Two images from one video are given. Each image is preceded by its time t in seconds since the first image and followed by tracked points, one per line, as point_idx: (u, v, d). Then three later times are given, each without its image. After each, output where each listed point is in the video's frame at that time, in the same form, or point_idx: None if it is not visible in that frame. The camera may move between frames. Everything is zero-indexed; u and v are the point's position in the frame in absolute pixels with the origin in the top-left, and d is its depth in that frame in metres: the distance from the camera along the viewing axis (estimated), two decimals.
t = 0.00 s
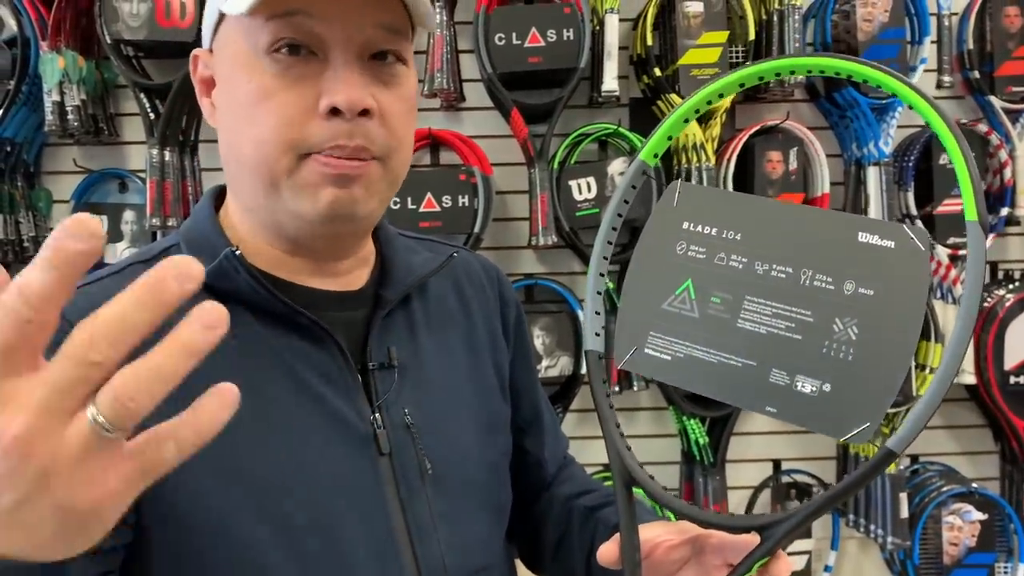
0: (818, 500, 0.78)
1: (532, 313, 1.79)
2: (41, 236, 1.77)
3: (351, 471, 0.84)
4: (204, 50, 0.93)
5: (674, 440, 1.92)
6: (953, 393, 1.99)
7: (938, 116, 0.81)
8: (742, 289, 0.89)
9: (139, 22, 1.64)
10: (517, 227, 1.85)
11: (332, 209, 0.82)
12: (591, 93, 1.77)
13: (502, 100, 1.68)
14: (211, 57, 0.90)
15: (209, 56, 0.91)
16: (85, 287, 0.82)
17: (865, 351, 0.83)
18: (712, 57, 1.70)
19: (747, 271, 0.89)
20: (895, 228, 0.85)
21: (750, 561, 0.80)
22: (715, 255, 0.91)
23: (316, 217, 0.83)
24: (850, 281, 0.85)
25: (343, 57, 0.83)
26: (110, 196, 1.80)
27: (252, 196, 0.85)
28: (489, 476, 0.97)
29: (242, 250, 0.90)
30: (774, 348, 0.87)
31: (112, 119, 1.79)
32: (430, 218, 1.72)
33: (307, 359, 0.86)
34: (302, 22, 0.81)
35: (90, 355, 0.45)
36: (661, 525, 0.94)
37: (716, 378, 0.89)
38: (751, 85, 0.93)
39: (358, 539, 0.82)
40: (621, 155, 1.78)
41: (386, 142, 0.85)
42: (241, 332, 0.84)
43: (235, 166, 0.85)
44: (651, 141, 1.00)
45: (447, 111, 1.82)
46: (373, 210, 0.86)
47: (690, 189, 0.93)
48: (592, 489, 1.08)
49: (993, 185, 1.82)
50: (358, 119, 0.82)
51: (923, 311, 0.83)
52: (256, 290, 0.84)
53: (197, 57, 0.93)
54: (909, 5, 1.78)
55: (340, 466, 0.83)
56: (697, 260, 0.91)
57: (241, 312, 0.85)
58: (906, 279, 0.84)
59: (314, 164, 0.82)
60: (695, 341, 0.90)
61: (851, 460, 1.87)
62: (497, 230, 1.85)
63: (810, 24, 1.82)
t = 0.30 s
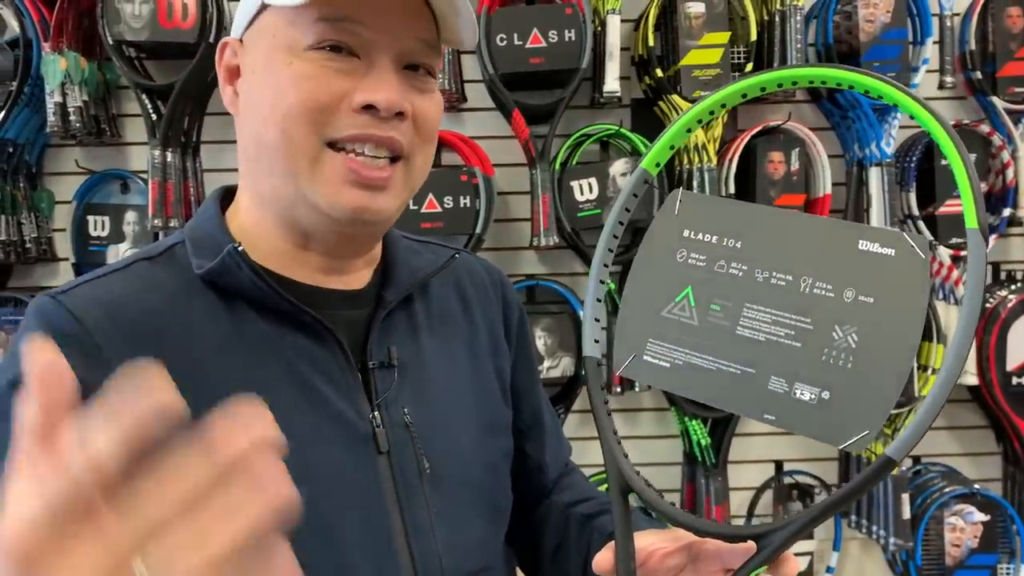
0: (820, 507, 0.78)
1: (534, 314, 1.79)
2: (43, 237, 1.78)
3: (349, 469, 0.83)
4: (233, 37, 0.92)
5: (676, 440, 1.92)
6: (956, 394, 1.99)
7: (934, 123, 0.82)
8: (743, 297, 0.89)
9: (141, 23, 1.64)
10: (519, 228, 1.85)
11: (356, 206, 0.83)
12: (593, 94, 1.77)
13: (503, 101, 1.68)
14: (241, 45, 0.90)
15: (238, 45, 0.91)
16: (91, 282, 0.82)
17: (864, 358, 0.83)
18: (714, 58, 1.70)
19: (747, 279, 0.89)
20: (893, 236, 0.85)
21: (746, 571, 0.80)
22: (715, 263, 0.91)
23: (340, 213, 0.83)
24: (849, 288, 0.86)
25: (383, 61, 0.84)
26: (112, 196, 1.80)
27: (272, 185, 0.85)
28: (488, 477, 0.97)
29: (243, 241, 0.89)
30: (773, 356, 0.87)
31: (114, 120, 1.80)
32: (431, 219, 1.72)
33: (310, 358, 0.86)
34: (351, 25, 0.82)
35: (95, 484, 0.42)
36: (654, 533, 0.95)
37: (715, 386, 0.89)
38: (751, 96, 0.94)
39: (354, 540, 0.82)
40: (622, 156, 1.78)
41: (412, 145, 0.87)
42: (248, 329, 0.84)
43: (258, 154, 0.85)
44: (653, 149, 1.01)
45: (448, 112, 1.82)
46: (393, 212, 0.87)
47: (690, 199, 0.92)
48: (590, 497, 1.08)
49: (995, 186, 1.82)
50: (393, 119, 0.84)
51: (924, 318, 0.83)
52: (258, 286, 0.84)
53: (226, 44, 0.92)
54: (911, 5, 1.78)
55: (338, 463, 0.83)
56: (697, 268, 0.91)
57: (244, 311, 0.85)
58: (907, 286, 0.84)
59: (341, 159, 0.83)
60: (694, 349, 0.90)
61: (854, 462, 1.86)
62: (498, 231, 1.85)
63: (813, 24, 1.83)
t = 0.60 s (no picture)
0: (823, 502, 0.78)
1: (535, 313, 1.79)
2: (45, 236, 1.79)
3: (349, 468, 0.83)
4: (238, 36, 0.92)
5: (677, 440, 1.92)
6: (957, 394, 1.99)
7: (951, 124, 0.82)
8: (759, 293, 0.89)
9: (143, 22, 1.64)
10: (520, 227, 1.85)
11: (363, 207, 0.83)
12: (595, 94, 1.77)
13: (506, 101, 1.68)
14: (247, 44, 0.90)
15: (243, 44, 0.91)
16: (96, 281, 0.82)
17: (877, 356, 0.83)
18: (716, 58, 1.70)
19: (764, 277, 0.89)
20: (909, 236, 0.84)
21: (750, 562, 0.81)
22: (733, 259, 0.91)
23: (347, 214, 0.84)
24: (864, 287, 0.85)
25: (390, 61, 0.84)
26: (114, 196, 1.80)
27: (281, 186, 0.85)
28: (492, 477, 0.97)
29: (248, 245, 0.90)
30: (787, 352, 0.86)
31: (116, 119, 1.80)
32: (433, 218, 1.72)
33: (313, 356, 0.86)
34: (356, 25, 0.82)
35: None
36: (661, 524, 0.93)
37: (727, 380, 0.89)
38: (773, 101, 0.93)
39: (357, 532, 0.82)
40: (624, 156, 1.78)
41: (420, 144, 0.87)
42: (251, 330, 0.85)
43: (266, 156, 0.85)
44: (675, 150, 1.02)
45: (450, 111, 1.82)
46: (400, 211, 0.87)
47: (712, 195, 0.93)
48: (593, 492, 1.08)
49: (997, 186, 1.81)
50: (400, 121, 0.84)
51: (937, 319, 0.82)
52: (264, 286, 0.84)
53: (231, 42, 0.92)
54: (913, 5, 1.78)
55: (339, 462, 0.83)
56: (714, 264, 0.92)
57: (247, 311, 0.85)
58: (923, 287, 0.83)
59: (347, 165, 0.83)
60: (708, 342, 0.90)
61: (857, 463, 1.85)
62: (500, 230, 1.85)
63: (815, 24, 1.82)
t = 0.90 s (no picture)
0: (822, 505, 0.78)
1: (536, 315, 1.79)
2: (47, 236, 1.79)
3: (355, 469, 0.83)
4: (241, 39, 0.92)
5: (678, 442, 1.92)
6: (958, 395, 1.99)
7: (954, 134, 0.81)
8: (759, 298, 0.89)
9: (145, 24, 1.65)
10: (521, 229, 1.85)
11: (367, 201, 0.83)
12: (596, 96, 1.77)
13: (506, 102, 1.68)
14: (250, 48, 0.90)
15: (246, 47, 0.91)
16: (100, 285, 0.83)
17: (877, 360, 0.83)
18: (717, 60, 1.70)
19: (763, 281, 0.89)
20: (909, 241, 0.84)
21: (751, 564, 0.80)
22: (733, 263, 0.91)
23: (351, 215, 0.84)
24: (864, 292, 0.85)
25: (393, 61, 0.84)
26: (116, 197, 1.80)
27: (285, 190, 0.85)
28: (496, 478, 0.97)
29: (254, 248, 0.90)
30: (786, 355, 0.87)
31: (118, 121, 1.80)
32: (434, 220, 1.72)
33: (317, 358, 0.86)
34: (361, 26, 0.82)
35: None
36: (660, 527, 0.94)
37: (727, 384, 0.89)
38: (774, 109, 0.94)
39: (361, 534, 0.82)
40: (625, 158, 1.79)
41: (424, 148, 0.87)
42: (256, 332, 0.85)
43: (272, 159, 0.85)
44: (675, 156, 1.02)
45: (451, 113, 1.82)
46: (402, 211, 0.87)
47: (711, 201, 0.94)
48: (594, 495, 1.08)
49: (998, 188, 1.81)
50: (404, 124, 0.83)
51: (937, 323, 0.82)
52: (270, 291, 0.84)
53: (234, 47, 0.93)
54: (913, 8, 1.78)
55: (344, 463, 0.83)
56: (714, 268, 0.92)
57: (252, 313, 0.86)
58: (923, 292, 0.83)
59: (354, 161, 0.82)
60: (708, 346, 0.90)
61: (856, 464, 1.85)
62: (501, 231, 1.85)
63: (816, 26, 1.82)
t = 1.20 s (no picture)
0: (824, 507, 0.78)
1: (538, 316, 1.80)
2: (49, 238, 1.79)
3: (363, 470, 0.83)
4: (233, 50, 0.93)
5: (680, 443, 1.92)
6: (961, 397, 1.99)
7: (960, 129, 0.82)
8: (764, 297, 0.89)
9: (147, 25, 1.65)
10: (523, 230, 1.85)
11: (378, 203, 0.84)
12: (598, 97, 1.77)
13: (508, 102, 1.68)
14: (245, 57, 0.90)
15: (240, 57, 0.91)
16: (113, 284, 0.83)
17: (882, 360, 0.83)
18: (719, 61, 1.70)
19: (768, 281, 0.89)
20: (915, 240, 0.85)
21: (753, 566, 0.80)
22: (738, 263, 0.91)
23: (363, 212, 0.84)
24: (869, 291, 0.85)
25: (392, 57, 0.84)
26: (118, 198, 1.80)
27: (294, 196, 0.86)
28: (504, 480, 0.97)
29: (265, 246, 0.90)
30: (791, 356, 0.87)
31: (120, 122, 1.80)
32: (436, 222, 1.72)
33: (326, 359, 0.86)
34: (357, 25, 0.82)
35: None
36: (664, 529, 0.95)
37: (731, 384, 0.88)
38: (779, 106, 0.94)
39: (370, 536, 0.82)
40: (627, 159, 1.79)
41: (431, 142, 0.87)
42: (267, 332, 0.85)
43: (276, 165, 0.86)
44: (680, 156, 1.02)
45: (454, 114, 1.82)
46: (414, 206, 0.87)
47: (717, 201, 0.93)
48: (600, 499, 1.08)
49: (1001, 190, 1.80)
50: (407, 118, 0.83)
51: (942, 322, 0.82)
52: (282, 293, 0.84)
53: (228, 57, 0.93)
54: (915, 9, 1.78)
55: (353, 466, 0.83)
56: (720, 269, 0.92)
57: (262, 314, 0.86)
58: (927, 291, 0.83)
59: (364, 163, 0.82)
60: (713, 346, 0.90)
61: (858, 466, 1.86)
62: (503, 233, 1.85)
63: (817, 27, 1.81)
